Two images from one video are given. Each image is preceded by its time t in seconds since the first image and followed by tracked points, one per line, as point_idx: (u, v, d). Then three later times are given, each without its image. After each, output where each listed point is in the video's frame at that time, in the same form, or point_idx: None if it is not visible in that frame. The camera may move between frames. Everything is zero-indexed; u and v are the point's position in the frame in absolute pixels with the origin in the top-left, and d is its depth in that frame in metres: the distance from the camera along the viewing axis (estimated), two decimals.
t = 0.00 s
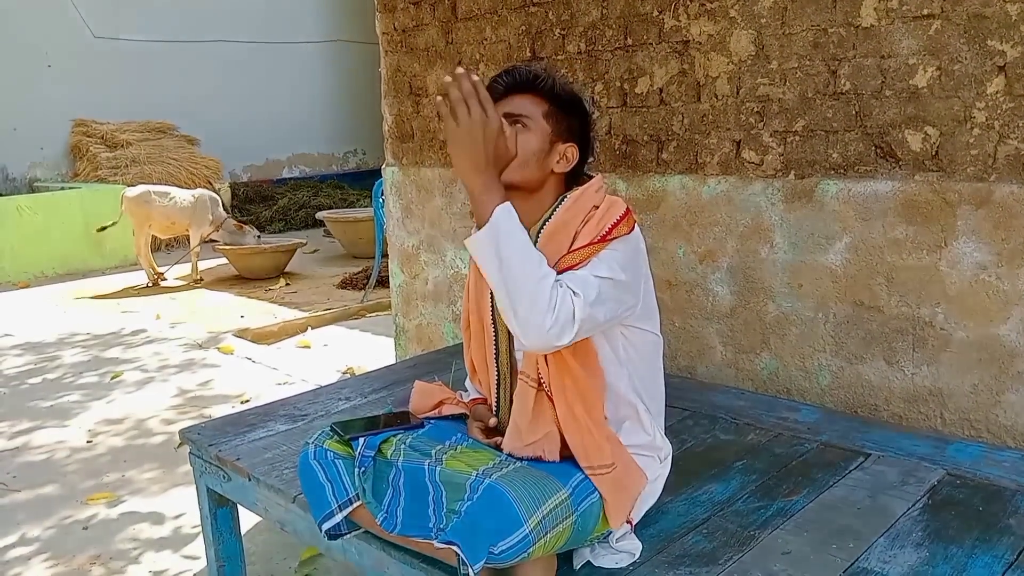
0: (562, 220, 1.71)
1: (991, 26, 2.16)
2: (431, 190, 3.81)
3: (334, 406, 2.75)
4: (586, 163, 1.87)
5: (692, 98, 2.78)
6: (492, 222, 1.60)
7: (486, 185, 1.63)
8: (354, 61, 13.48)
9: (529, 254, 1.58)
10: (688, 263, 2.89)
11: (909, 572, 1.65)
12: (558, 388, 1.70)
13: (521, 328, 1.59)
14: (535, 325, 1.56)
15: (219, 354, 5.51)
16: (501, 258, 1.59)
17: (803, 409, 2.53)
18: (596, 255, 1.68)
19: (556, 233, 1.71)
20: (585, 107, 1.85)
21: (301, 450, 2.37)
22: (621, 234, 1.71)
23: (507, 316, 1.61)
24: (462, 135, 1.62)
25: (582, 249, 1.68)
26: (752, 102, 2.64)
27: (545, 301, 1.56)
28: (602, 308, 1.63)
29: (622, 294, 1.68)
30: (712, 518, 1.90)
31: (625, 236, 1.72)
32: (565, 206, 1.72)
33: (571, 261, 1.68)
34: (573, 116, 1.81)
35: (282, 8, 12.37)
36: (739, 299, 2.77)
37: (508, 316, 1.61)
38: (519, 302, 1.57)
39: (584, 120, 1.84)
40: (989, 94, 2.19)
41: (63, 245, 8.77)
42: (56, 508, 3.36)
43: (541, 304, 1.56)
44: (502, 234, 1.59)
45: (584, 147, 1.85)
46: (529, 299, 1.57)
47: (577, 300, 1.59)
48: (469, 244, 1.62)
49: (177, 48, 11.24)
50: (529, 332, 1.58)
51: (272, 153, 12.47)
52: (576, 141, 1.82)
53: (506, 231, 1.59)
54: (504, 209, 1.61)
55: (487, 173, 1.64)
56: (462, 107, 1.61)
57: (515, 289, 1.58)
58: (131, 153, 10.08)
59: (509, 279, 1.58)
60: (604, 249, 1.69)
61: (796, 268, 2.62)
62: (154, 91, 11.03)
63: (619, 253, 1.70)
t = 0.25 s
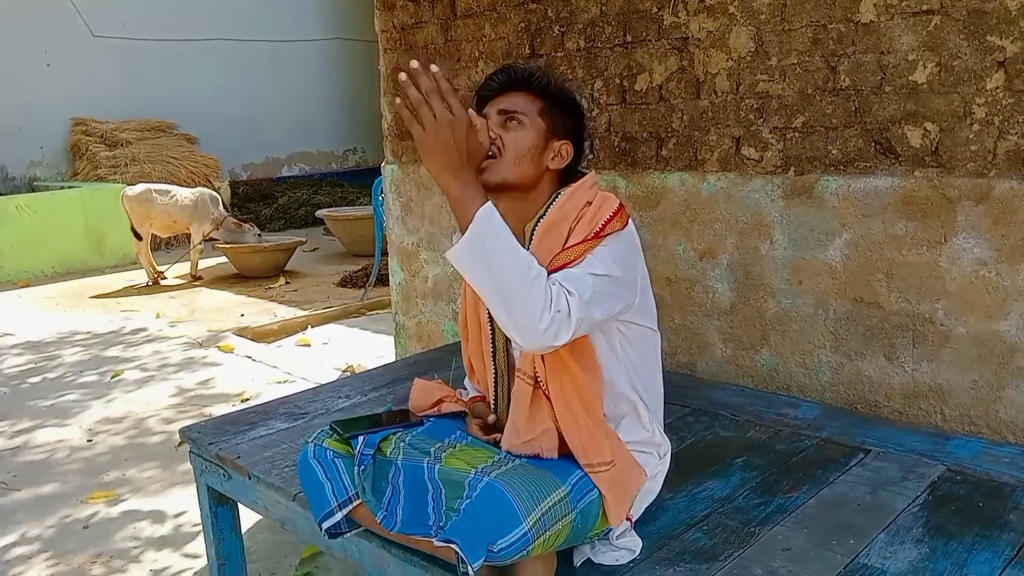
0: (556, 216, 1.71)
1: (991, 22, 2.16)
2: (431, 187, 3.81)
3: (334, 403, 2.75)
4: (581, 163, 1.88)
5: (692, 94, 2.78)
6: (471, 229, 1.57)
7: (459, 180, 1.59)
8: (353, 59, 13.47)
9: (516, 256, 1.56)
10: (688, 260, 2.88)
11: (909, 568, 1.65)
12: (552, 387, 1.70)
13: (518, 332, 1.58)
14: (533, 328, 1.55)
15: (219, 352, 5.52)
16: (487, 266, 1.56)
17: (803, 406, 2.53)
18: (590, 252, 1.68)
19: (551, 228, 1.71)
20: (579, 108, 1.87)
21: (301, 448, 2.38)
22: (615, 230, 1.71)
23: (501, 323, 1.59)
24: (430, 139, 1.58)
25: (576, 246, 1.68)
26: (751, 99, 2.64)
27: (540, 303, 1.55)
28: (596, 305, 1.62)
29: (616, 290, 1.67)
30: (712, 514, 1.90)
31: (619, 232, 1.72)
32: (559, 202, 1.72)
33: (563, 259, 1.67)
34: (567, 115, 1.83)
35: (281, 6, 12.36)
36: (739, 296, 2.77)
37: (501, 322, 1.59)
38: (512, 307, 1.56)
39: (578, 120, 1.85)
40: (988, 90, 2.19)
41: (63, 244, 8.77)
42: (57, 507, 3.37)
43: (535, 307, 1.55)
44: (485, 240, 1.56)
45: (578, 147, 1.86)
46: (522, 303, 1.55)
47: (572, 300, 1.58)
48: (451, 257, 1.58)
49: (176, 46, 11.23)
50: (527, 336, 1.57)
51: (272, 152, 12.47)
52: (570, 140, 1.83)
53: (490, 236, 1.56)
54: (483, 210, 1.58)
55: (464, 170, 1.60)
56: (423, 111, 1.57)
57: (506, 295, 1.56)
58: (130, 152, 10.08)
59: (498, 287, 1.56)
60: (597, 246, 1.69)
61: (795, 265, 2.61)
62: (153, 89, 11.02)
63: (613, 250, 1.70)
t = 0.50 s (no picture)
0: (550, 217, 1.71)
1: (989, 19, 2.15)
2: (428, 186, 3.80)
3: (331, 403, 2.74)
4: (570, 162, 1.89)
5: (689, 92, 2.78)
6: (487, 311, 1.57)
7: (463, 268, 1.64)
8: (349, 58, 13.45)
9: (536, 314, 1.55)
10: (685, 258, 2.88)
11: (907, 566, 1.65)
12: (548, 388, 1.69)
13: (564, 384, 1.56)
14: (574, 377, 1.54)
15: (216, 352, 5.50)
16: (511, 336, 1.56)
17: (801, 404, 2.52)
18: (600, 270, 1.65)
19: (547, 228, 1.70)
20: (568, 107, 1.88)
21: (298, 448, 2.37)
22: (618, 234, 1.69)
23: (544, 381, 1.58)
24: (425, 243, 1.64)
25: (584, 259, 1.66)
26: (749, 97, 2.63)
27: (569, 350, 1.53)
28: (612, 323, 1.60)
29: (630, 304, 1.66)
30: (710, 513, 1.90)
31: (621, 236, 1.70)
32: (552, 201, 1.72)
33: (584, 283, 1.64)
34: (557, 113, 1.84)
35: (278, 5, 12.34)
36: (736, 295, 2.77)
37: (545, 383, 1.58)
38: (546, 365, 1.55)
39: (568, 118, 1.86)
40: (986, 88, 2.18)
41: (59, 244, 8.75)
42: (53, 507, 3.36)
43: (566, 357, 1.53)
44: (502, 315, 1.57)
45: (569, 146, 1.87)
46: (555, 355, 1.53)
47: (600, 334, 1.55)
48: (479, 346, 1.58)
49: (172, 45, 11.20)
50: (575, 386, 1.55)
51: (269, 150, 12.45)
52: (561, 138, 1.84)
53: (506, 307, 1.56)
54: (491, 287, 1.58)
55: (467, 253, 1.65)
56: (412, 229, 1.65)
57: (541, 357, 1.55)
58: (127, 151, 10.06)
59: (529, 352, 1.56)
60: (607, 260, 1.67)
61: (793, 263, 2.61)
62: (149, 88, 10.99)
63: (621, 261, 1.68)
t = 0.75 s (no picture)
0: (552, 216, 1.71)
1: (986, 18, 2.15)
2: (427, 186, 3.80)
3: (330, 403, 2.75)
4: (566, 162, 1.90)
5: (688, 92, 2.78)
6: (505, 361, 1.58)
7: (472, 320, 1.59)
8: (349, 57, 13.45)
9: (555, 350, 1.56)
10: (684, 257, 2.88)
11: (906, 565, 1.65)
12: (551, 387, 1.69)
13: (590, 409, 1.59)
14: (600, 400, 1.57)
15: (215, 351, 5.51)
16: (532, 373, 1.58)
17: (799, 403, 2.53)
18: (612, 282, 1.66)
19: (549, 226, 1.71)
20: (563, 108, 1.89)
21: (297, 447, 2.37)
22: (624, 240, 1.69)
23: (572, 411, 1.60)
24: (434, 309, 1.57)
25: (593, 268, 1.66)
26: (747, 96, 2.63)
27: (592, 376, 1.55)
28: (625, 332, 1.61)
29: (641, 314, 1.68)
30: (709, 512, 1.90)
31: (627, 240, 1.70)
32: (552, 202, 1.73)
33: (600, 297, 1.65)
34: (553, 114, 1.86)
35: (277, 5, 12.34)
36: (735, 294, 2.77)
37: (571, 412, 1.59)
38: (571, 395, 1.57)
39: (563, 119, 1.88)
40: (984, 86, 2.19)
41: (58, 244, 8.75)
42: (53, 507, 3.36)
43: (589, 382, 1.55)
44: (520, 358, 1.58)
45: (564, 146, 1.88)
46: (581, 386, 1.56)
47: (619, 355, 1.58)
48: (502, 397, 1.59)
49: (171, 45, 11.20)
50: (603, 408, 1.58)
51: (268, 150, 12.45)
52: (557, 139, 1.85)
53: (523, 347, 1.57)
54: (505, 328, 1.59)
55: (477, 304, 1.60)
56: (408, 298, 1.58)
57: (566, 388, 1.57)
58: (126, 151, 10.06)
59: (551, 384, 1.57)
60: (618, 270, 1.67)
61: (792, 262, 2.61)
62: (148, 88, 10.99)
63: (630, 270, 1.69)
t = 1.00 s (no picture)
0: (551, 213, 1.71)
1: (988, 20, 2.15)
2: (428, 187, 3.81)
3: (330, 403, 2.74)
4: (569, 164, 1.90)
5: (689, 93, 2.78)
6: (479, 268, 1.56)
7: (464, 223, 1.60)
8: (349, 58, 13.45)
9: (529, 277, 1.54)
10: (685, 259, 2.88)
11: (907, 567, 1.65)
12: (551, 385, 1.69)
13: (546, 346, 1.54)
14: (558, 339, 1.52)
15: (215, 352, 5.51)
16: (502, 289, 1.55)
17: (800, 405, 2.53)
18: (595, 256, 1.66)
19: (547, 222, 1.70)
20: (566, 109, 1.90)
21: (297, 448, 2.37)
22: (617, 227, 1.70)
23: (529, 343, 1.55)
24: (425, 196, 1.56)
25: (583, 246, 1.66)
26: (748, 97, 2.63)
27: (560, 310, 1.52)
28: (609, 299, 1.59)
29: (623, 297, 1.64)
30: (709, 514, 1.90)
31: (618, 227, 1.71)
32: (552, 199, 1.72)
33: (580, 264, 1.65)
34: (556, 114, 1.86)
35: (278, 5, 12.34)
36: (736, 295, 2.77)
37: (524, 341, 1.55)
38: (534, 324, 1.53)
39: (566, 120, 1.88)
40: (985, 88, 2.19)
41: (58, 243, 8.75)
42: (52, 507, 3.35)
43: (556, 315, 1.52)
44: (493, 272, 1.55)
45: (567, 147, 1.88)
46: (544, 316, 1.52)
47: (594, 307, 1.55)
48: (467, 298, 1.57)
49: (172, 45, 11.20)
50: (557, 348, 1.53)
51: (268, 151, 12.45)
52: (561, 139, 1.85)
53: (499, 262, 1.55)
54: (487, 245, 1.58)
55: (467, 210, 1.61)
56: (411, 167, 1.54)
57: (530, 316, 1.53)
58: (127, 151, 10.06)
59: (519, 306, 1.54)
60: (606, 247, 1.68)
61: (793, 263, 2.61)
62: (149, 88, 10.99)
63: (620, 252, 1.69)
